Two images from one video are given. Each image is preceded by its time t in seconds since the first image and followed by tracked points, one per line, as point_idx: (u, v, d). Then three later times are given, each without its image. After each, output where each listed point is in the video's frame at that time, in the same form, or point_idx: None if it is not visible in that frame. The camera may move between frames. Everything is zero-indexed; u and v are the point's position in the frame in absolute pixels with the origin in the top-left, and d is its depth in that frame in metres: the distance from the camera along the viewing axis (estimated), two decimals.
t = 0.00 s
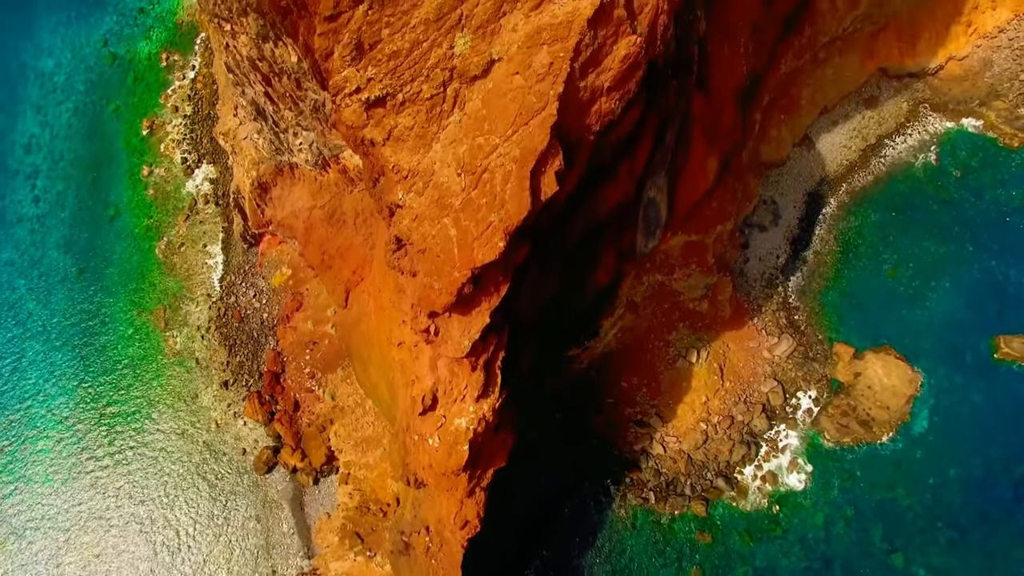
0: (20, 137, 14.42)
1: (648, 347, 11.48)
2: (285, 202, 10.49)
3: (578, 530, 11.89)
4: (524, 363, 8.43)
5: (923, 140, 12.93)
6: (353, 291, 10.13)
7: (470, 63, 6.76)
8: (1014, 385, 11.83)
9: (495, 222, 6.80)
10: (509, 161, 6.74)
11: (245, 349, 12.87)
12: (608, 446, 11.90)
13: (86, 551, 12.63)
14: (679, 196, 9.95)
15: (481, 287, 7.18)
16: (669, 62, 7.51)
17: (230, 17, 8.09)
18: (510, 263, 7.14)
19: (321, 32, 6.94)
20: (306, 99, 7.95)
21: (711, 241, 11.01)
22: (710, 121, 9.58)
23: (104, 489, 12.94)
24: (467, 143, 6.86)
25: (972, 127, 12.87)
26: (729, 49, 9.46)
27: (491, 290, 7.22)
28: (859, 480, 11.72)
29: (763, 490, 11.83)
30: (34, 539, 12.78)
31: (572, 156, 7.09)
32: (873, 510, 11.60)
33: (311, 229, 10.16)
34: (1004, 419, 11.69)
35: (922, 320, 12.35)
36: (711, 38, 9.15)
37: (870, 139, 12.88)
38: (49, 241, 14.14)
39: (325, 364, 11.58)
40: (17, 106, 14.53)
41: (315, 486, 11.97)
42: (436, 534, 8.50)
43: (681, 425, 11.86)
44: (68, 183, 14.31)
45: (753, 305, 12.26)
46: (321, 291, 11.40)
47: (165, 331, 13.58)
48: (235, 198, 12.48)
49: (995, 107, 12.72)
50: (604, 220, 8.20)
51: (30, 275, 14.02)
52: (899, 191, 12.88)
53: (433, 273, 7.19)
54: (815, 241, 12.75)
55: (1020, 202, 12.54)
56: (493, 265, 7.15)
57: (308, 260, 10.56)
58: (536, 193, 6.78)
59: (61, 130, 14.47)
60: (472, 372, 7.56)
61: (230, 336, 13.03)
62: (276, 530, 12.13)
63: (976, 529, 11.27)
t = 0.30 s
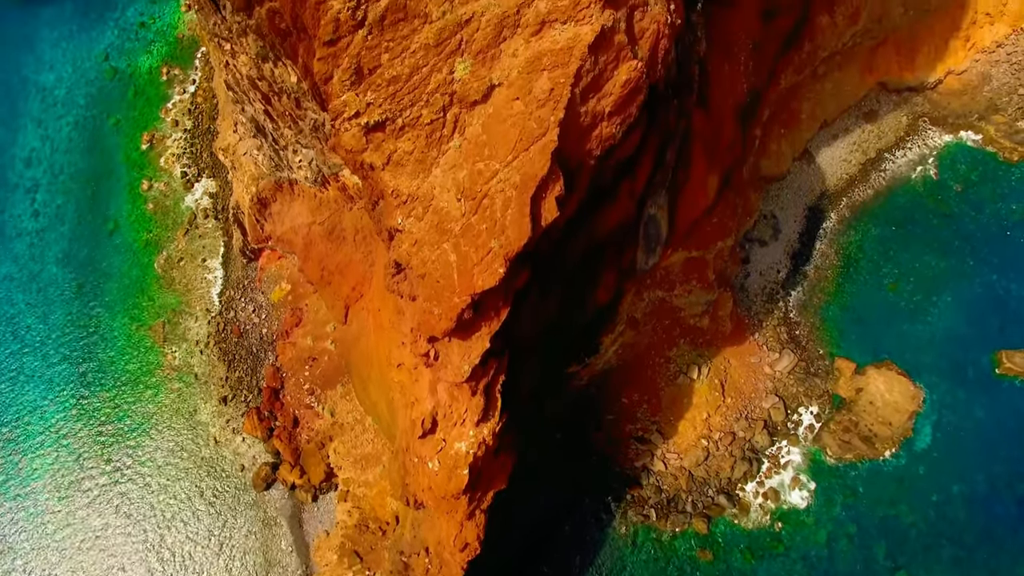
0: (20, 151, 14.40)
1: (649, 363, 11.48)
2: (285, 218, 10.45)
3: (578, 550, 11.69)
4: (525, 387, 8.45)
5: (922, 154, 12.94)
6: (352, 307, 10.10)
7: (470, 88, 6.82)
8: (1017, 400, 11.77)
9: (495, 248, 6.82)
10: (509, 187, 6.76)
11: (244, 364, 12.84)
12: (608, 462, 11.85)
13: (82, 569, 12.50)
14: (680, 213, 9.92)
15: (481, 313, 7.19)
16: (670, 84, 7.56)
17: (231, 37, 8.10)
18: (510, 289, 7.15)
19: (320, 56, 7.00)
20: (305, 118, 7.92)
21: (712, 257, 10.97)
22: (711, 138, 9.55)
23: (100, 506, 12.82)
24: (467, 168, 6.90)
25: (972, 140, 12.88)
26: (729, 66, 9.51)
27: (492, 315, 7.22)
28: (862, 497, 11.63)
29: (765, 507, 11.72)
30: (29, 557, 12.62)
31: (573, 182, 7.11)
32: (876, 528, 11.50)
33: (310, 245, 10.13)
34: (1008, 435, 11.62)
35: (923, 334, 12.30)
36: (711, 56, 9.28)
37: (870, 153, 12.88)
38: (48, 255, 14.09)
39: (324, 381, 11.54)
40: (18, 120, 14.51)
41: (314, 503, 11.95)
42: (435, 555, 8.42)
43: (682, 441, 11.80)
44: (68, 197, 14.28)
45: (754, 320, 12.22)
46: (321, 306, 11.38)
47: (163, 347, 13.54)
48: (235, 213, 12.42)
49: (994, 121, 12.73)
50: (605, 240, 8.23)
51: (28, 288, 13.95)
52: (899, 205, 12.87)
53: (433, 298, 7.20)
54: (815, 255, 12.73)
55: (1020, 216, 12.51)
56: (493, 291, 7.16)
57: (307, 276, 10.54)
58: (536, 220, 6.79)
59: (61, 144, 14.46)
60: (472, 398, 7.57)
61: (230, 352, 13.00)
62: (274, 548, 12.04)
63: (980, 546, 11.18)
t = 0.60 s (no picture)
0: (20, 168, 14.38)
1: (649, 382, 11.47)
2: (284, 236, 10.38)
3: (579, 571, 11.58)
4: (525, 411, 8.43)
5: (922, 171, 12.92)
6: (351, 326, 10.08)
7: (470, 116, 6.89)
8: (1020, 418, 11.72)
9: (495, 278, 6.86)
10: (510, 216, 6.82)
11: (243, 382, 12.79)
12: (609, 482, 11.75)
13: None
14: (681, 233, 9.88)
15: (481, 341, 7.18)
16: (670, 109, 7.57)
17: (231, 60, 8.11)
18: (510, 316, 7.15)
19: (320, 83, 7.00)
20: (305, 140, 7.91)
21: (713, 276, 10.95)
22: (712, 160, 9.57)
23: (97, 525, 12.71)
24: (467, 197, 6.97)
25: (972, 158, 12.90)
26: (729, 87, 9.55)
27: (492, 343, 7.21)
28: (865, 517, 11.53)
29: (767, 527, 11.60)
30: None
31: (574, 210, 7.18)
32: (879, 548, 11.40)
33: (309, 263, 10.10)
34: (1012, 453, 11.55)
35: (925, 352, 12.25)
36: (710, 77, 9.29)
37: (870, 170, 12.87)
38: (48, 272, 14.01)
39: (323, 401, 11.48)
40: (19, 136, 14.51)
41: (312, 523, 11.82)
42: None
43: (683, 460, 11.72)
44: (68, 213, 14.24)
45: (755, 337, 12.17)
46: (320, 325, 11.30)
47: (162, 364, 13.47)
48: (235, 230, 12.36)
49: (993, 138, 12.77)
50: (605, 263, 8.19)
51: (26, 305, 13.86)
52: (900, 222, 12.85)
53: (433, 327, 7.23)
54: (816, 272, 12.69)
55: (1021, 233, 12.54)
56: (493, 320, 7.15)
57: (306, 294, 10.52)
58: (536, 249, 6.81)
59: (61, 160, 14.44)
60: (473, 424, 7.51)
61: (229, 370, 12.96)
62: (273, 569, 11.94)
63: (986, 567, 11.05)
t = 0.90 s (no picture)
0: (20, 184, 14.31)
1: (649, 402, 11.46)
2: (284, 254, 10.39)
3: None
4: (525, 437, 8.42)
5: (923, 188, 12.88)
6: (350, 345, 10.04)
7: (471, 144, 6.94)
8: None
9: (495, 307, 6.83)
10: (510, 245, 6.83)
11: (242, 400, 12.71)
12: (610, 501, 11.64)
13: None
14: (682, 253, 9.86)
15: (481, 369, 7.15)
16: (671, 135, 7.59)
17: (230, 82, 8.08)
18: (510, 345, 7.12)
19: (319, 110, 7.01)
20: (304, 161, 7.88)
21: (714, 294, 11.17)
22: (713, 179, 9.59)
23: (93, 546, 12.59)
24: (467, 226, 6.97)
25: (972, 174, 12.86)
26: (730, 107, 9.57)
27: (492, 371, 7.18)
28: (868, 537, 11.41)
29: (770, 548, 11.44)
30: None
31: (575, 238, 7.16)
32: (884, 569, 11.25)
33: (309, 281, 10.06)
34: (1017, 472, 11.45)
35: (927, 369, 12.18)
36: (711, 99, 9.35)
37: (870, 186, 12.80)
38: (46, 288, 13.90)
39: (323, 420, 11.41)
40: (19, 152, 14.46)
41: (311, 542, 11.75)
42: None
43: (685, 480, 11.62)
44: (67, 230, 14.19)
45: (756, 355, 12.13)
46: (320, 343, 11.23)
47: (160, 381, 13.41)
48: (235, 248, 12.28)
49: (993, 154, 12.72)
50: (605, 286, 8.16)
51: (24, 321, 13.74)
52: (901, 238, 12.81)
53: (433, 357, 7.20)
54: (818, 289, 12.62)
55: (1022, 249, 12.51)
56: (493, 348, 7.12)
57: (305, 311, 10.48)
58: (536, 278, 6.82)
59: (61, 176, 14.40)
60: (472, 453, 7.45)
61: (227, 388, 12.88)
62: None
63: None
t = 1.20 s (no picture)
0: (20, 200, 14.31)
1: (651, 421, 11.59)
2: (283, 271, 10.35)
3: None
4: (526, 458, 8.41)
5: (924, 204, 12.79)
6: (350, 363, 10.07)
7: (470, 173, 6.94)
8: None
9: (495, 336, 6.75)
10: (511, 274, 6.76)
11: (240, 418, 12.64)
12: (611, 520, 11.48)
13: None
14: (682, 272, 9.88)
15: (481, 398, 7.10)
16: (672, 161, 7.63)
17: (230, 104, 8.07)
18: (510, 373, 7.08)
19: (318, 138, 7.03)
20: (304, 183, 7.83)
21: (716, 313, 11.52)
22: (711, 196, 9.75)
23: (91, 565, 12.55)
24: (467, 255, 6.93)
25: (969, 189, 12.76)
26: (729, 125, 9.59)
27: (492, 399, 7.13)
28: (872, 557, 11.30)
29: (773, 567, 11.35)
30: None
31: (577, 263, 7.21)
32: None
33: (308, 299, 10.03)
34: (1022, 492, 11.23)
35: (929, 386, 12.07)
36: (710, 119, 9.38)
37: (871, 203, 12.74)
38: (45, 304, 13.85)
39: (322, 438, 11.29)
40: (20, 168, 14.47)
41: (310, 562, 11.66)
42: None
43: (687, 499, 11.51)
44: (66, 246, 14.16)
45: (757, 372, 12.15)
46: (318, 360, 11.12)
47: (157, 399, 13.33)
48: (235, 265, 12.19)
49: (993, 170, 12.63)
50: (606, 308, 8.25)
51: (23, 338, 13.68)
52: (902, 254, 12.72)
53: (433, 387, 7.12)
54: (819, 306, 12.58)
55: None
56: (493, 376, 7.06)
57: (305, 329, 10.50)
58: (537, 306, 6.74)
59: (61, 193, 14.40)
60: (472, 480, 7.34)
61: (226, 406, 12.80)
62: None
63: None
